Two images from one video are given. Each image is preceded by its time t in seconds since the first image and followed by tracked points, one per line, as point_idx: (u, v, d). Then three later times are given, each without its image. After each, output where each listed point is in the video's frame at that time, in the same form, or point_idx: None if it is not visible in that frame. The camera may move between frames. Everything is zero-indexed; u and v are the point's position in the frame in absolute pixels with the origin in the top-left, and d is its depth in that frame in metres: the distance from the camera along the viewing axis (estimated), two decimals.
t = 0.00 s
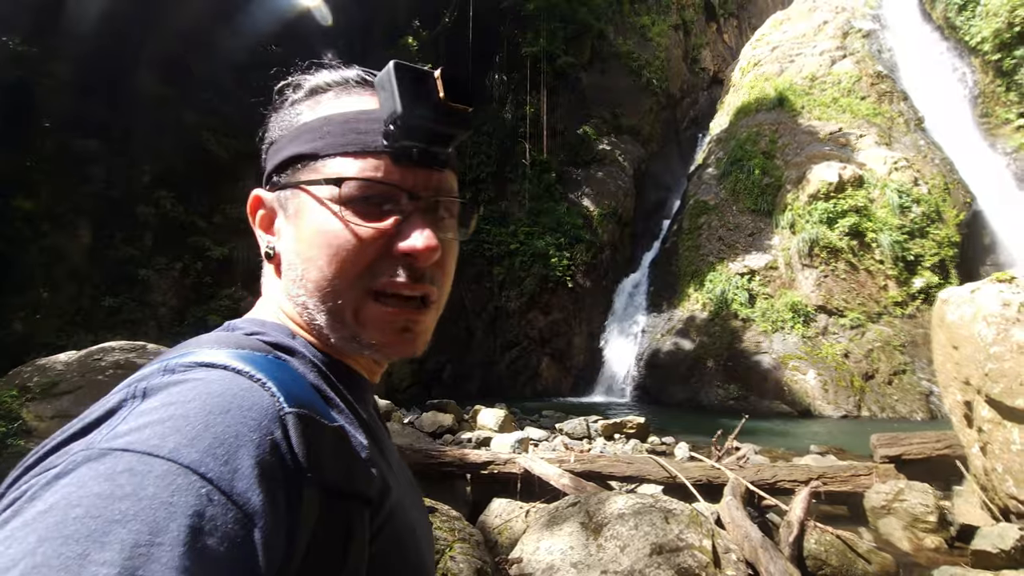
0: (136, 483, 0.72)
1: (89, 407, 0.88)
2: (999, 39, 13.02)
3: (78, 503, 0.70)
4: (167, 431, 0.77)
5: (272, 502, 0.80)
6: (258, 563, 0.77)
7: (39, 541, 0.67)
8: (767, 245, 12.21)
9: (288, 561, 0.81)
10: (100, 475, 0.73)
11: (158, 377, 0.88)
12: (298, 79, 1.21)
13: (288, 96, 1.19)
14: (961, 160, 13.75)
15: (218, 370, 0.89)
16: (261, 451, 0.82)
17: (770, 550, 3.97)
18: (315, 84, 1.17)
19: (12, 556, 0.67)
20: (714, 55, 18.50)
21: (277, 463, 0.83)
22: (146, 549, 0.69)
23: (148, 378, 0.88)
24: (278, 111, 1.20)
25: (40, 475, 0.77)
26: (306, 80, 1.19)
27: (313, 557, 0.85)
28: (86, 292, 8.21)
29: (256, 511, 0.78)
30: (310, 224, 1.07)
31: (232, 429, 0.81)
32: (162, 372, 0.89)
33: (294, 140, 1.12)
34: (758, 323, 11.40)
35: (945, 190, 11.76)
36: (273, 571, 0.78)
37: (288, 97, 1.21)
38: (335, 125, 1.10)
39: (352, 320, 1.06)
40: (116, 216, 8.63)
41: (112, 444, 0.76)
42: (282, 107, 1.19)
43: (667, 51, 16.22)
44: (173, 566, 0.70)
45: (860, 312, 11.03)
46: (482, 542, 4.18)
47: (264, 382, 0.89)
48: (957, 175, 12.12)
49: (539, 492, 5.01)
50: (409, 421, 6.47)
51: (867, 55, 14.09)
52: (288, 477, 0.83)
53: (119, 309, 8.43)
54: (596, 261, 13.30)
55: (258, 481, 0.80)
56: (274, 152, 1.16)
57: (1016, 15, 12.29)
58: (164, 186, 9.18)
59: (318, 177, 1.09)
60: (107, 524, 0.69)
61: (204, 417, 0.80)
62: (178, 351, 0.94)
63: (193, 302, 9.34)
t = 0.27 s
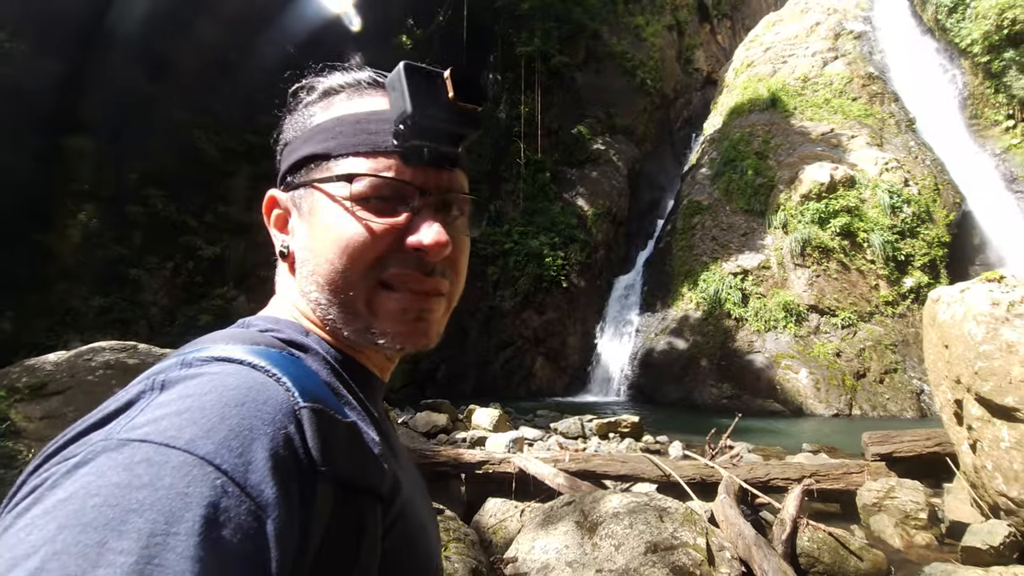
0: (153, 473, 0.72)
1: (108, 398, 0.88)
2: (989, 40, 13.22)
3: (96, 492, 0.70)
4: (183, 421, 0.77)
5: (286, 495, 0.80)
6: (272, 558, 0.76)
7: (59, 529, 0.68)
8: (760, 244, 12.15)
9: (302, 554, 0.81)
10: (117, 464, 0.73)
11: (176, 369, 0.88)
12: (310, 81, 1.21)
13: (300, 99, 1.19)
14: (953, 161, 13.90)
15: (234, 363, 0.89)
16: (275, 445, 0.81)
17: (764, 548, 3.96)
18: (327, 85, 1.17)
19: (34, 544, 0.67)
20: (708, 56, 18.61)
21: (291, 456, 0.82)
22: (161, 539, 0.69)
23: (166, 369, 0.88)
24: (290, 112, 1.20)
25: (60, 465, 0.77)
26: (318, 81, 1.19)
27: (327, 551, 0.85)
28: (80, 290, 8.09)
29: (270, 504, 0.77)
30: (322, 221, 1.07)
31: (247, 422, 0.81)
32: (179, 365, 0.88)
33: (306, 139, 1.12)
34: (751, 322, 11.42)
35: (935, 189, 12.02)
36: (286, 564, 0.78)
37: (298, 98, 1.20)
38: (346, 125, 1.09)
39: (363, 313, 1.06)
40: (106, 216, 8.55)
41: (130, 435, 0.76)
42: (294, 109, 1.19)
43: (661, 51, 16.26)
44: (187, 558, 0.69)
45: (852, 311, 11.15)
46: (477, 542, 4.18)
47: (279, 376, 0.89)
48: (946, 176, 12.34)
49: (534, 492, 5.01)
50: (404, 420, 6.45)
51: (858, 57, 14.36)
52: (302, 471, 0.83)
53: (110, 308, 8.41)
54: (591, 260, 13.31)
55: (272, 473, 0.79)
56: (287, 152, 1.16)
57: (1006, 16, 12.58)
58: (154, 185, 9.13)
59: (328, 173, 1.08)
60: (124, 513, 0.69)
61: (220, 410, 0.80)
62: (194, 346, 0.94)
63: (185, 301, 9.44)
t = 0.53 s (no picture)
0: (172, 470, 0.73)
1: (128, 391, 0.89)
2: (980, 41, 13.29)
3: (117, 486, 0.71)
4: (203, 418, 0.79)
5: (302, 494, 0.81)
6: (287, 555, 0.77)
7: (81, 522, 0.69)
8: (753, 243, 12.23)
9: (317, 552, 0.82)
10: (138, 460, 0.74)
11: (195, 366, 0.89)
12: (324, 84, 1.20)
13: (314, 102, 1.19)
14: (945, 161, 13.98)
15: (251, 362, 0.90)
16: (291, 444, 0.82)
17: (758, 545, 3.99)
18: (341, 90, 1.16)
19: (56, 537, 0.69)
20: (702, 55, 18.67)
21: (308, 455, 0.84)
22: (180, 535, 0.71)
23: (185, 366, 0.89)
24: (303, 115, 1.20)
25: (81, 457, 0.78)
26: (332, 85, 1.19)
27: (342, 550, 0.87)
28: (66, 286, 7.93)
29: (287, 503, 0.78)
30: (342, 225, 1.08)
31: (265, 420, 0.82)
32: (198, 362, 0.90)
33: (323, 143, 1.12)
34: (745, 321, 11.48)
35: (927, 189, 12.10)
36: (302, 561, 0.79)
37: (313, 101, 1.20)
38: (365, 129, 1.09)
39: (384, 314, 1.08)
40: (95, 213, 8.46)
41: (151, 430, 0.77)
42: (308, 112, 1.19)
43: (654, 50, 16.29)
44: (206, 554, 0.70)
45: (844, 309, 11.22)
46: (472, 540, 4.18)
47: (296, 376, 0.90)
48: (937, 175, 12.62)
49: (528, 490, 5.02)
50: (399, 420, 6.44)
51: (851, 57, 14.45)
52: (318, 470, 0.84)
53: (100, 306, 8.14)
54: (585, 259, 13.32)
55: (289, 472, 0.80)
56: (302, 156, 1.15)
57: (997, 16, 12.56)
58: (145, 182, 8.94)
59: (348, 179, 1.09)
60: (144, 509, 0.71)
61: (238, 408, 0.81)
62: (210, 344, 0.95)
63: (178, 300, 9.13)
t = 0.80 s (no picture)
0: (164, 477, 0.73)
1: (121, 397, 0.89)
2: (983, 36, 13.21)
3: (108, 495, 0.71)
4: (196, 425, 0.78)
5: (296, 502, 0.80)
6: (280, 563, 0.77)
7: (70, 532, 0.69)
8: (756, 240, 12.18)
9: (311, 559, 0.82)
10: (130, 468, 0.74)
11: (189, 373, 0.88)
12: (323, 95, 1.21)
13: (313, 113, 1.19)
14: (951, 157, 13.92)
15: (248, 369, 0.90)
16: (286, 451, 0.82)
17: (760, 544, 3.97)
18: (344, 101, 1.18)
19: (45, 546, 0.68)
20: (704, 51, 18.62)
21: (302, 463, 0.83)
22: (171, 543, 0.70)
23: (180, 373, 0.89)
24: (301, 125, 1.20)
25: (70, 465, 0.78)
26: (332, 96, 1.20)
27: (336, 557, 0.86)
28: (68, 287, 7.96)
29: (280, 510, 0.78)
30: (359, 232, 1.10)
31: (259, 427, 0.82)
32: (192, 368, 0.89)
33: (329, 152, 1.12)
34: (747, 317, 11.44)
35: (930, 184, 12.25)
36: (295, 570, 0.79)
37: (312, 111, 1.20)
38: (377, 139, 1.11)
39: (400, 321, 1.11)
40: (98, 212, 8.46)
41: (143, 437, 0.77)
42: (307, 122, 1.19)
43: (656, 46, 16.20)
44: (197, 563, 0.70)
45: (847, 306, 11.18)
46: (474, 539, 4.17)
47: (291, 383, 0.90)
48: (941, 171, 12.74)
49: (530, 488, 5.01)
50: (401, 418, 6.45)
51: (853, 52, 14.44)
52: (312, 479, 0.84)
53: (103, 305, 8.13)
54: (587, 256, 13.29)
55: (282, 479, 0.79)
56: (303, 166, 1.15)
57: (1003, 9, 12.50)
58: (147, 181, 8.95)
59: (362, 187, 1.11)
60: (135, 517, 0.70)
61: (232, 415, 0.81)
62: (205, 351, 0.95)
63: (180, 299, 9.08)
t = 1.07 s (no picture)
0: (150, 484, 0.72)
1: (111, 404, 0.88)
2: (993, 28, 13.21)
3: (93, 503, 0.70)
4: (185, 431, 0.77)
5: (286, 511, 0.77)
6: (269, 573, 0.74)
7: (53, 542, 0.68)
8: (762, 236, 12.11)
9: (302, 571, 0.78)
10: (116, 475, 0.73)
11: (179, 377, 0.87)
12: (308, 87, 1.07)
13: (315, 103, 1.03)
14: (960, 152, 13.84)
15: (239, 372, 0.87)
16: (277, 457, 0.80)
17: (767, 543, 3.95)
18: (348, 94, 1.06)
19: (27, 556, 0.67)
20: (709, 46, 18.54)
21: (293, 469, 0.80)
22: (156, 552, 0.69)
23: (169, 378, 0.87)
24: (304, 115, 1.02)
25: (57, 472, 0.77)
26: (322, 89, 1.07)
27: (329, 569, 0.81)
28: (77, 287, 8.03)
29: (270, 517, 0.75)
30: (416, 224, 1.06)
31: (249, 432, 0.79)
32: (182, 372, 0.88)
33: (373, 143, 1.01)
34: (754, 314, 11.39)
35: (939, 180, 11.99)
36: None
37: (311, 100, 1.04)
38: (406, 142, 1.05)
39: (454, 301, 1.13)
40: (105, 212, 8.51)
41: (131, 444, 0.76)
42: (313, 112, 1.02)
43: (661, 42, 16.08)
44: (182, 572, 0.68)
45: (854, 303, 11.14)
46: (480, 538, 4.17)
47: (282, 387, 0.87)
48: (949, 165, 12.42)
49: (536, 487, 5.01)
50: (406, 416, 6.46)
51: (861, 46, 14.27)
52: (305, 485, 0.80)
53: (111, 305, 8.40)
54: (592, 254, 13.23)
55: (273, 486, 0.77)
56: (335, 158, 0.98)
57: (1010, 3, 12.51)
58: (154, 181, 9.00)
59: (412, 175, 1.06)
60: (120, 526, 0.69)
61: (222, 420, 0.79)
62: (196, 355, 0.93)
63: (186, 298, 9.43)
